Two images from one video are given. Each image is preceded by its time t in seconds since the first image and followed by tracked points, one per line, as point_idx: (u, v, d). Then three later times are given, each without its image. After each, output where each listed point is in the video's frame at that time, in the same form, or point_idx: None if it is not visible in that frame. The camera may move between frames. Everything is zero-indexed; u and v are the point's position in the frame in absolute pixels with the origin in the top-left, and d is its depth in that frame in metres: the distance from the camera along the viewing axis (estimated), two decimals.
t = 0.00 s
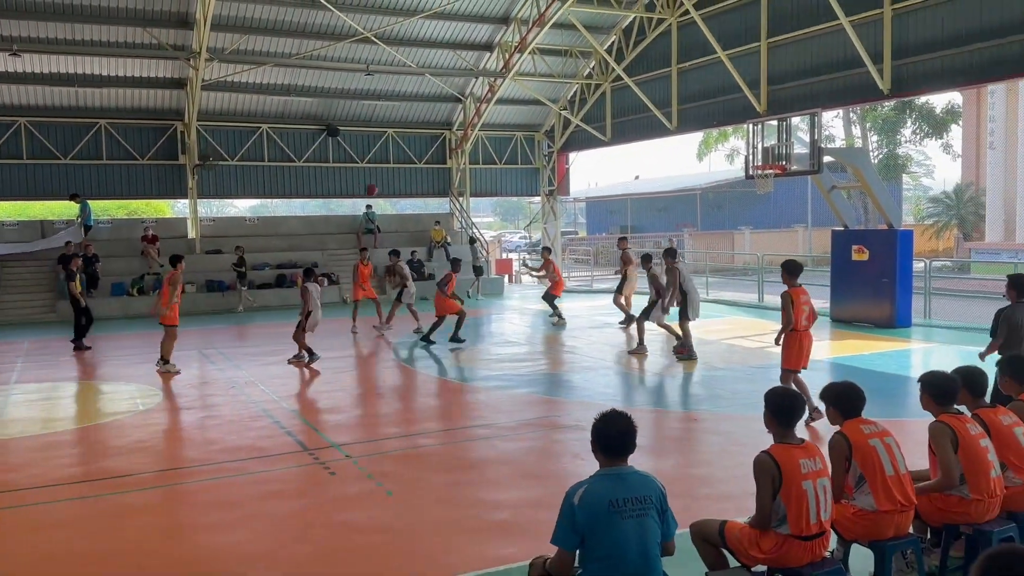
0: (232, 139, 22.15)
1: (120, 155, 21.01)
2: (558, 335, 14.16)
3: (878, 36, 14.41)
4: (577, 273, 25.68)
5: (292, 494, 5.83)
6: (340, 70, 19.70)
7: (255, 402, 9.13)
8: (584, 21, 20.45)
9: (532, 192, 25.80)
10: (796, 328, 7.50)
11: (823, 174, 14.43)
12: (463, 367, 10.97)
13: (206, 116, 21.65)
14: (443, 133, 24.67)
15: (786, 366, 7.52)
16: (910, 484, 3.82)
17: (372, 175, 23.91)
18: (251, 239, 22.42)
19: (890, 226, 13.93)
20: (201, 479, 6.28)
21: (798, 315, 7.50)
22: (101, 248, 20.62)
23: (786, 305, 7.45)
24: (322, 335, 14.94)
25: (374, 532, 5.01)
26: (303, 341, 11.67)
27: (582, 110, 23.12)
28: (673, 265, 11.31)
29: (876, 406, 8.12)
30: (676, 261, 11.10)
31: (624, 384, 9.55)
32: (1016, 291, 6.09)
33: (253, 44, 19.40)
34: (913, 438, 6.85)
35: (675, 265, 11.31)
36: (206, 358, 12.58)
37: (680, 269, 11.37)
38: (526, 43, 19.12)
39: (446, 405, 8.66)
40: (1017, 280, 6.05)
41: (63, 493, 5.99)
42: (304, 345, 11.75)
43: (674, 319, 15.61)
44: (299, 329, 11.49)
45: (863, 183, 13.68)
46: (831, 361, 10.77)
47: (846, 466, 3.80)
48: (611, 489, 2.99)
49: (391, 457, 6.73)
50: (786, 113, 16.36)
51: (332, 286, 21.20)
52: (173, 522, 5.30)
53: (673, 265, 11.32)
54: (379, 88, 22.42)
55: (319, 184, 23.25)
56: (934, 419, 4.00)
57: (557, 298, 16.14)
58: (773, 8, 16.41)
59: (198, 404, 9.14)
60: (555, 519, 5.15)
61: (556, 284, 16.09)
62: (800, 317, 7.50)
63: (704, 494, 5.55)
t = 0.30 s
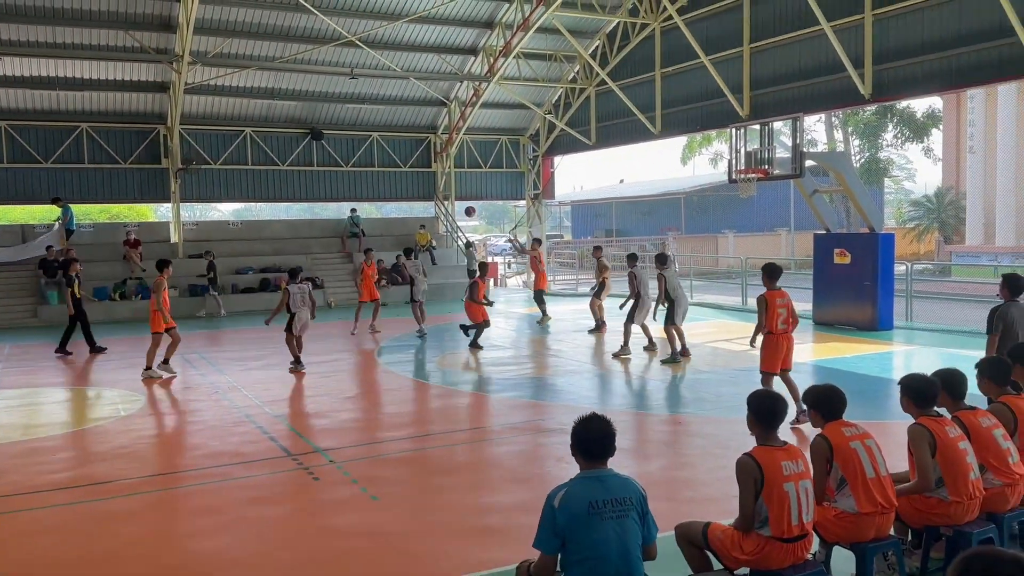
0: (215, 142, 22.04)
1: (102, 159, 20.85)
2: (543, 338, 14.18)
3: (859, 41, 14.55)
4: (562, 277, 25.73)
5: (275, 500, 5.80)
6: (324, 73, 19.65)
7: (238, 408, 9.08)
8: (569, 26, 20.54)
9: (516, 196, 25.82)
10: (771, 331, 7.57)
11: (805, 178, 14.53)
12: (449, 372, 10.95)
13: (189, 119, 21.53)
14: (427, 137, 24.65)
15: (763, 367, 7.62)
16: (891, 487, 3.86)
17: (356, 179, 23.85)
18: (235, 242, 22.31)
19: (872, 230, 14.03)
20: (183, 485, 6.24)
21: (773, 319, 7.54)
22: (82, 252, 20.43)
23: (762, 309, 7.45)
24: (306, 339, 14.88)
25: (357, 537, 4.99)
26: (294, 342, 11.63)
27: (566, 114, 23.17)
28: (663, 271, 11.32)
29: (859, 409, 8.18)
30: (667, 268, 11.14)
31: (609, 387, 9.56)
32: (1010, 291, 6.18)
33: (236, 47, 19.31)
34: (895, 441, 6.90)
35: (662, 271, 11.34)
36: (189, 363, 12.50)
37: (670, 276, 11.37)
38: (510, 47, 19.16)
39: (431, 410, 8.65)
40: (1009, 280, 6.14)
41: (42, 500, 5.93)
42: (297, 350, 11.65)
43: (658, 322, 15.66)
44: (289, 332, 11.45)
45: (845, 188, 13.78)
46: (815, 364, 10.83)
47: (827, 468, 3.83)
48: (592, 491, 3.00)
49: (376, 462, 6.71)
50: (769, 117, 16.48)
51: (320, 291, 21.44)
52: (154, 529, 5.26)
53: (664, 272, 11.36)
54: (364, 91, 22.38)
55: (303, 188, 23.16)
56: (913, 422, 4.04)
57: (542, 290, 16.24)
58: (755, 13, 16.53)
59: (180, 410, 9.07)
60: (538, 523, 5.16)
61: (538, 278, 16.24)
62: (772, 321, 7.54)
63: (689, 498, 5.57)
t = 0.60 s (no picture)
0: (199, 146, 21.90)
1: (85, 163, 20.69)
2: (529, 341, 14.16)
3: (842, 44, 14.67)
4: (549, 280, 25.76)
5: (260, 506, 5.75)
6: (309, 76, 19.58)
7: (222, 413, 9.00)
8: (554, 30, 20.63)
9: (502, 199, 25.83)
10: (770, 337, 7.57)
11: (789, 181, 14.61)
12: (435, 376, 10.91)
13: (173, 123, 21.39)
14: (413, 140, 24.61)
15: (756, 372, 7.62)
16: (876, 489, 3.87)
17: (341, 182, 23.77)
18: (219, 246, 22.17)
19: (855, 233, 14.11)
20: (167, 491, 6.17)
21: (768, 324, 7.56)
22: (64, 256, 20.25)
23: (761, 313, 7.54)
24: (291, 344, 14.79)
25: (342, 543, 4.96)
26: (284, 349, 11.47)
27: (552, 118, 23.22)
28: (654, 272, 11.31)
29: (844, 411, 8.21)
30: (658, 268, 11.11)
31: (596, 390, 9.55)
32: (993, 294, 6.21)
33: (220, 50, 19.20)
34: (880, 443, 6.92)
35: (654, 270, 11.31)
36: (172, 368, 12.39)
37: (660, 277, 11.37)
38: (496, 51, 19.17)
39: (416, 414, 8.61)
40: (992, 283, 6.17)
41: (23, 508, 5.85)
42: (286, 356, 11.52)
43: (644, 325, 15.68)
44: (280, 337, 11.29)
45: (829, 191, 13.86)
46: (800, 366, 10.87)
47: (811, 470, 3.84)
48: (579, 491, 2.99)
49: (361, 467, 6.67)
50: (753, 121, 16.59)
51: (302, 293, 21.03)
52: (137, 536, 5.20)
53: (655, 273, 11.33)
54: (349, 95, 22.32)
55: (287, 191, 23.06)
56: (897, 424, 4.05)
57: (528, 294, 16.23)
58: (739, 18, 16.63)
59: (164, 415, 8.99)
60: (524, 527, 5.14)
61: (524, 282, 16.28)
62: (767, 327, 7.57)
63: (674, 500, 5.57)
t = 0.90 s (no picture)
0: (184, 149, 21.78)
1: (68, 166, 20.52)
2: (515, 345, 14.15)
3: (825, 48, 14.79)
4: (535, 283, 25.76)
5: (245, 511, 5.71)
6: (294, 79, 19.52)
7: (207, 418, 8.95)
8: (540, 33, 20.70)
9: (488, 203, 25.84)
10: (775, 333, 7.62)
11: (774, 185, 14.65)
12: (422, 379, 10.89)
13: (157, 126, 21.26)
14: (399, 143, 24.57)
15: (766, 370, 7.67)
16: (859, 490, 3.90)
17: (327, 185, 23.70)
18: (204, 250, 22.04)
19: (839, 235, 14.20)
20: (151, 497, 6.12)
21: (764, 322, 7.69)
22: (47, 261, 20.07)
23: (758, 311, 7.68)
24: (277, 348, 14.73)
25: (329, 547, 4.94)
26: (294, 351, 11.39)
27: (538, 121, 23.26)
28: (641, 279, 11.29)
29: (828, 413, 8.27)
30: (644, 273, 11.14)
31: (582, 394, 9.55)
32: (967, 296, 6.28)
33: (205, 53, 19.13)
34: (864, 444, 6.97)
35: (640, 274, 11.30)
36: (156, 372, 12.30)
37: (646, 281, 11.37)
38: (482, 54, 19.17)
39: (403, 418, 8.60)
40: (966, 286, 6.24)
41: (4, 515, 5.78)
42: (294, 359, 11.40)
43: (629, 328, 15.71)
44: (291, 341, 11.17)
45: (814, 194, 13.94)
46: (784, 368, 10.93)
47: (796, 472, 3.86)
48: (568, 493, 2.99)
49: (346, 471, 6.65)
50: (737, 124, 16.67)
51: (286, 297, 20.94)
52: (121, 542, 5.16)
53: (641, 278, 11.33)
54: (335, 97, 22.28)
55: (272, 194, 22.96)
56: (881, 426, 4.08)
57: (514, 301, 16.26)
58: (723, 23, 16.73)
59: (148, 420, 8.93)
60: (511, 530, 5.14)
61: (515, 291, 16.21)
62: (765, 324, 7.68)
63: (661, 503, 5.57)
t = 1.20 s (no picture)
0: (169, 152, 21.67)
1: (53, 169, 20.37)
2: (503, 348, 14.15)
3: (810, 51, 14.90)
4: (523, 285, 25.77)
5: (231, 516, 5.68)
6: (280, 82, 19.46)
7: (193, 422, 8.90)
8: (527, 36, 20.76)
9: (476, 206, 25.84)
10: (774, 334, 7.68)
11: (760, 187, 14.71)
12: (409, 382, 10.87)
13: (142, 129, 21.15)
14: (386, 146, 24.55)
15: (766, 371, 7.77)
16: (845, 491, 3.92)
17: (314, 188, 23.63)
18: (189, 253, 21.93)
19: (824, 237, 14.29)
20: (136, 502, 6.08)
21: (761, 324, 7.75)
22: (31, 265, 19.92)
23: (754, 313, 7.77)
24: (264, 352, 14.67)
25: (316, 552, 4.93)
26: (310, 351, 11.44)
27: (525, 124, 23.28)
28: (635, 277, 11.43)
29: (814, 414, 8.32)
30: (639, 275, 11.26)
31: (569, 396, 9.56)
32: (948, 297, 6.34)
33: (191, 56, 19.07)
34: (848, 445, 7.01)
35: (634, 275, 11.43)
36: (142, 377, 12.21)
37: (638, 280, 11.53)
38: (469, 57, 19.17)
39: (390, 421, 8.58)
40: (947, 288, 6.30)
41: None
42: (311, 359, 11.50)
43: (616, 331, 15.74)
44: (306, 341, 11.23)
45: (799, 196, 14.02)
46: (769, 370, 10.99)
47: (781, 473, 3.89)
48: (554, 495, 3.00)
49: (333, 475, 6.63)
50: (724, 128, 16.75)
51: (273, 301, 20.88)
52: (106, 548, 5.12)
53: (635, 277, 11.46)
54: (321, 100, 22.24)
55: (259, 197, 22.88)
56: (865, 427, 4.11)
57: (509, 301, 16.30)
58: (709, 27, 16.81)
59: (133, 425, 8.87)
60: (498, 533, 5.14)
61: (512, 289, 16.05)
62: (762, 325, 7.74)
63: (648, 504, 5.58)
